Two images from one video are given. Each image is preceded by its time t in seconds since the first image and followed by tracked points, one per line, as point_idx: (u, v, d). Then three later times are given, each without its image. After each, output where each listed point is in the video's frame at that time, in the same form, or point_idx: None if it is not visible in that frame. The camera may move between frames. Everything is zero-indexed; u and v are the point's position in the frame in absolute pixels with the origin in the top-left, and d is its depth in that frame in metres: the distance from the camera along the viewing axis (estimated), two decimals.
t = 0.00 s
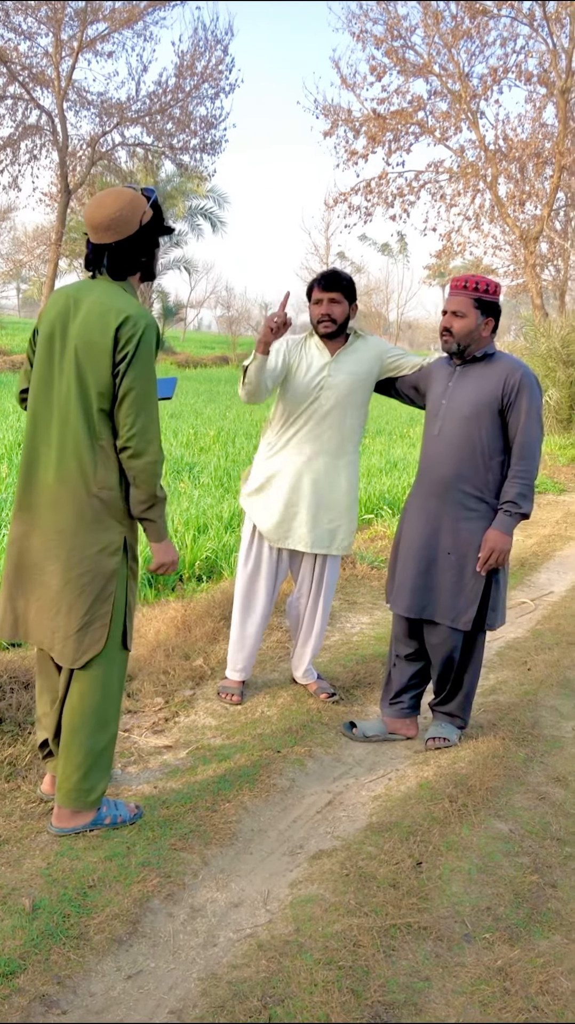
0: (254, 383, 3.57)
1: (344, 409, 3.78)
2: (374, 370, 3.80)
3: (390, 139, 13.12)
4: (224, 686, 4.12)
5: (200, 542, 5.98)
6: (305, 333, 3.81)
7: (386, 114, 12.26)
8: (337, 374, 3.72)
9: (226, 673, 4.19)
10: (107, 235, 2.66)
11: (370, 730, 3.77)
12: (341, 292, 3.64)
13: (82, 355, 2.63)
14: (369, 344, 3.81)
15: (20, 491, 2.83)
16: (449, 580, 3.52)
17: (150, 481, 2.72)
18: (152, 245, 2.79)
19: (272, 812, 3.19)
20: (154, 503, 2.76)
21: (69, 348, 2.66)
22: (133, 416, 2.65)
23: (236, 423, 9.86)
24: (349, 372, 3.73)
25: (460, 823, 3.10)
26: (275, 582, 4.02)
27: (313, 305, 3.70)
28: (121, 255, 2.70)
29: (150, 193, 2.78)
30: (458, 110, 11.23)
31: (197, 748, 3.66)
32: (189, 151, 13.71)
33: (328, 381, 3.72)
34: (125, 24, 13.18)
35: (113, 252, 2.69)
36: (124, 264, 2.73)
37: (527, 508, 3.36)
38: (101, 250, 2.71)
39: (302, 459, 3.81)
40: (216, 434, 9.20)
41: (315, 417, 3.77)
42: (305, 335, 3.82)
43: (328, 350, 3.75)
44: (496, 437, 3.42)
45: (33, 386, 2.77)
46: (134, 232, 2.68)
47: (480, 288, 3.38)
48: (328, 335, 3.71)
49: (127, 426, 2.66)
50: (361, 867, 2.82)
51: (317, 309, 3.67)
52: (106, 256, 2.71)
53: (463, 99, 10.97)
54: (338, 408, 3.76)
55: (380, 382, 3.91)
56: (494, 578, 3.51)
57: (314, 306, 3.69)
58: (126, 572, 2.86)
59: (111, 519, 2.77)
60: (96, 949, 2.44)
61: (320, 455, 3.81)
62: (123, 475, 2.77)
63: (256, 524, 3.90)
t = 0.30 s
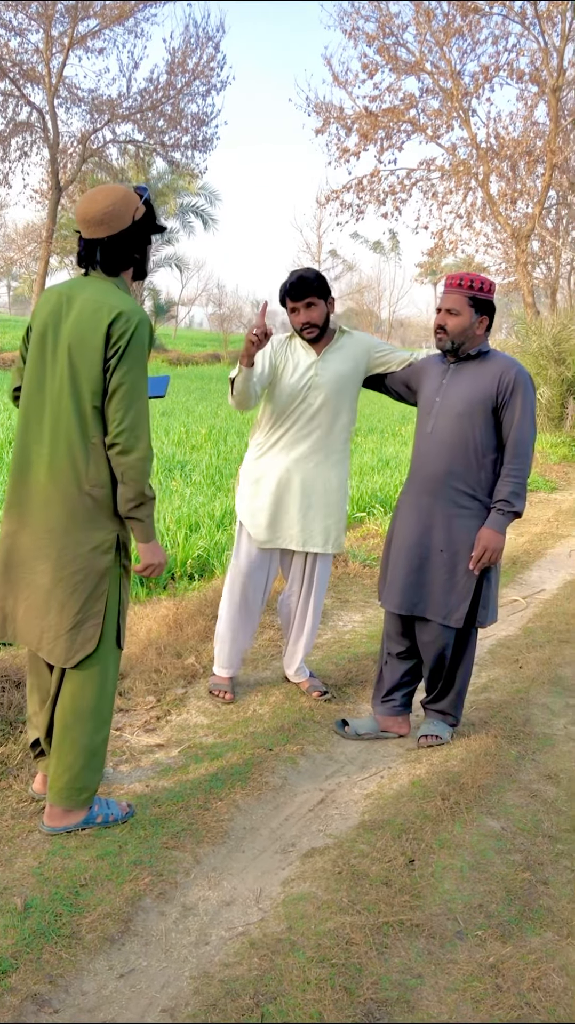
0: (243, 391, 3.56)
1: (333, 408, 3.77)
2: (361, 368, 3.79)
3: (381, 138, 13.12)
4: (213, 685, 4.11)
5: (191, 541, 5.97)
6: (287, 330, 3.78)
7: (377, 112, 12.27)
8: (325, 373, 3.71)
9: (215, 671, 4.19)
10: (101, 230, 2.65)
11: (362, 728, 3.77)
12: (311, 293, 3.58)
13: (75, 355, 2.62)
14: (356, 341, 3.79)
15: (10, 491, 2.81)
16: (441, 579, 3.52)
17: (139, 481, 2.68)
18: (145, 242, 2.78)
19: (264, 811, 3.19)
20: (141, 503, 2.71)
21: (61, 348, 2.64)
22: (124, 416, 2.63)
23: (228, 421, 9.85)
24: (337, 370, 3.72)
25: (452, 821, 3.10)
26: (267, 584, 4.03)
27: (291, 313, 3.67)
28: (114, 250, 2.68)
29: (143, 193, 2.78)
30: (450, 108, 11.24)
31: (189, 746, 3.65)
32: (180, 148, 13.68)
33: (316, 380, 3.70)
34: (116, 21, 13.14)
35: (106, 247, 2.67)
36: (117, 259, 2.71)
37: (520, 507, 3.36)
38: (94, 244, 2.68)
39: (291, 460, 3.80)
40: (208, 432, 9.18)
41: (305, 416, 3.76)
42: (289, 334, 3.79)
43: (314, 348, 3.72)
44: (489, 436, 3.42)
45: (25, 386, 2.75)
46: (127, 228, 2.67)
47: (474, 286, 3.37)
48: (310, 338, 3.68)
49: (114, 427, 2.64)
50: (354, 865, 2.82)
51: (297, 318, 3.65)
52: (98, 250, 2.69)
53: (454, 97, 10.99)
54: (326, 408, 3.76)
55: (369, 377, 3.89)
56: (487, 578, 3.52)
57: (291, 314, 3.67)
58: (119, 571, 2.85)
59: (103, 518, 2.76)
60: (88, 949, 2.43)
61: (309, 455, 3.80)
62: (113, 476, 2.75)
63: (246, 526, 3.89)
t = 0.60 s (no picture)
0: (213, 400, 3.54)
1: (306, 407, 3.77)
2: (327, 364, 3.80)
3: (374, 138, 13.14)
4: (202, 693, 4.04)
5: (185, 540, 5.97)
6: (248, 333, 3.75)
7: (370, 112, 12.28)
8: (295, 375, 3.70)
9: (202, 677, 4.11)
10: (96, 225, 2.65)
11: (355, 727, 3.78)
12: (272, 291, 3.56)
13: (68, 356, 2.62)
14: (320, 338, 3.79)
15: (8, 494, 2.82)
16: (438, 580, 3.53)
17: (137, 481, 2.70)
18: (139, 242, 2.79)
19: (257, 810, 3.19)
20: (141, 503, 2.74)
21: (55, 349, 2.64)
22: (121, 417, 2.64)
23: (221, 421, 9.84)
24: (307, 370, 3.73)
25: (445, 819, 3.11)
26: (252, 587, 3.99)
27: (253, 315, 3.66)
28: (109, 247, 2.68)
29: (139, 193, 2.80)
30: (442, 109, 11.26)
31: (182, 746, 3.65)
32: (173, 148, 13.68)
33: (287, 382, 3.70)
34: (108, 21, 13.13)
35: (101, 242, 2.67)
36: (111, 256, 2.71)
37: (518, 507, 3.39)
38: (88, 240, 2.68)
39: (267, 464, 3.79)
40: (202, 432, 9.18)
41: (280, 418, 3.75)
42: (250, 337, 3.75)
43: (279, 350, 3.71)
44: (485, 436, 3.43)
45: (21, 390, 2.76)
46: (121, 226, 2.68)
47: (465, 288, 3.38)
48: (274, 338, 3.66)
49: (112, 429, 2.64)
50: (347, 864, 2.83)
51: (259, 319, 3.64)
52: (93, 246, 2.68)
53: (447, 98, 11.01)
54: (299, 409, 3.75)
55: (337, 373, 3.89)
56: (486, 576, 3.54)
57: (254, 316, 3.65)
58: (115, 571, 2.86)
59: (99, 520, 2.77)
60: (81, 948, 2.43)
61: (286, 457, 3.80)
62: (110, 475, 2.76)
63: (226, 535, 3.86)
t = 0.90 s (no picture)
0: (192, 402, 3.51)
1: (281, 407, 3.79)
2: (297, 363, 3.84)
3: (370, 139, 13.15)
4: (198, 694, 4.03)
5: (181, 541, 5.96)
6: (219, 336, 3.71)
7: (366, 112, 12.29)
8: (269, 375, 3.72)
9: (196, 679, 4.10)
10: (95, 225, 2.65)
11: (351, 728, 3.78)
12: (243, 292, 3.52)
13: (69, 357, 2.61)
14: (289, 338, 3.82)
15: (7, 494, 2.81)
16: (436, 580, 3.52)
17: (139, 482, 2.70)
18: (138, 243, 2.78)
19: (253, 811, 3.18)
20: (143, 504, 2.74)
21: (55, 350, 2.63)
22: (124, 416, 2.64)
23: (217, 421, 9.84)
24: (281, 370, 3.75)
25: (441, 819, 3.11)
26: (234, 591, 3.96)
27: (221, 313, 3.61)
28: (109, 247, 2.68)
29: (138, 194, 2.80)
30: (438, 109, 11.26)
31: (178, 746, 3.64)
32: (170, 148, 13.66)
33: (262, 382, 3.71)
34: (104, 21, 13.12)
35: (101, 242, 2.67)
36: (111, 256, 2.70)
37: (517, 507, 3.39)
38: (87, 241, 2.68)
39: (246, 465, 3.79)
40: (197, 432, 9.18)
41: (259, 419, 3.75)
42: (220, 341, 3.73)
43: (251, 351, 3.71)
44: (483, 436, 3.43)
45: (19, 391, 2.75)
46: (121, 226, 2.68)
47: (462, 288, 3.38)
48: (245, 338, 3.64)
49: (115, 429, 2.64)
50: (342, 864, 2.83)
51: (228, 319, 3.59)
52: (92, 246, 2.68)
53: (443, 98, 11.01)
54: (275, 408, 3.77)
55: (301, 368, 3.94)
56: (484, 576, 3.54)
57: (222, 314, 3.60)
58: (115, 571, 2.84)
59: (99, 521, 2.76)
60: (76, 949, 2.42)
61: (264, 458, 3.80)
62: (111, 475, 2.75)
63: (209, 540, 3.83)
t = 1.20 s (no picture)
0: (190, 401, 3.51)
1: (278, 407, 3.79)
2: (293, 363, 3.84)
3: (369, 138, 13.14)
4: (196, 694, 4.02)
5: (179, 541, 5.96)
6: (216, 337, 3.70)
7: (365, 111, 12.29)
8: (265, 374, 3.72)
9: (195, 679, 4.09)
10: (99, 224, 2.64)
11: (350, 727, 3.77)
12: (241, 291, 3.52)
13: (72, 357, 2.60)
14: (284, 339, 3.82)
15: (10, 494, 2.81)
16: (433, 580, 3.52)
17: (142, 482, 2.68)
18: (139, 242, 2.78)
19: (252, 810, 3.18)
20: (146, 505, 2.73)
21: (59, 350, 2.62)
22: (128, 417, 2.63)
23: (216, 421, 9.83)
24: (278, 369, 3.76)
25: (440, 819, 3.11)
26: (233, 591, 3.96)
27: (218, 313, 3.60)
28: (110, 247, 2.68)
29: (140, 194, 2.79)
30: (437, 108, 11.26)
31: (176, 746, 3.64)
32: (168, 147, 13.65)
33: (259, 382, 3.71)
34: (103, 20, 13.11)
35: (102, 241, 2.66)
36: (113, 256, 2.70)
37: (511, 509, 3.38)
38: (89, 240, 2.67)
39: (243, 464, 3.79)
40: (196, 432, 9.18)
41: (256, 419, 3.75)
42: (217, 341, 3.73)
43: (248, 351, 3.71)
44: (481, 437, 3.42)
45: (21, 391, 2.75)
46: (124, 225, 2.68)
47: (464, 289, 3.37)
48: (241, 338, 3.63)
49: (119, 429, 2.64)
50: (341, 863, 2.83)
51: (224, 317, 3.58)
52: (94, 245, 2.67)
53: (442, 97, 11.01)
54: (272, 408, 3.78)
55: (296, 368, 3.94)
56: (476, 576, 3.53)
57: (219, 312, 3.59)
58: (116, 572, 2.84)
59: (101, 521, 2.76)
60: (75, 949, 2.42)
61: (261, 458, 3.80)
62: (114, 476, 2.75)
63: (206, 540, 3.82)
